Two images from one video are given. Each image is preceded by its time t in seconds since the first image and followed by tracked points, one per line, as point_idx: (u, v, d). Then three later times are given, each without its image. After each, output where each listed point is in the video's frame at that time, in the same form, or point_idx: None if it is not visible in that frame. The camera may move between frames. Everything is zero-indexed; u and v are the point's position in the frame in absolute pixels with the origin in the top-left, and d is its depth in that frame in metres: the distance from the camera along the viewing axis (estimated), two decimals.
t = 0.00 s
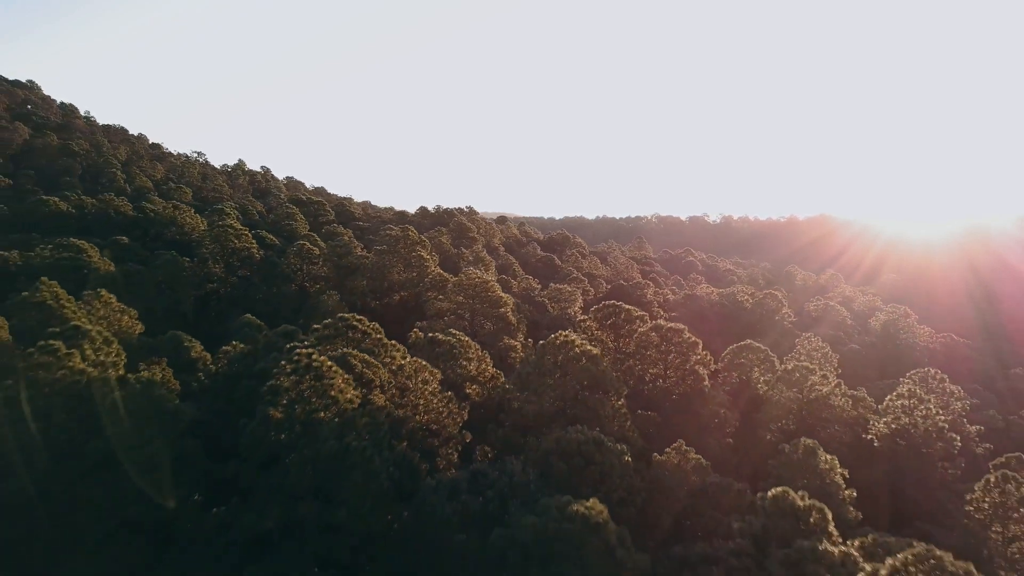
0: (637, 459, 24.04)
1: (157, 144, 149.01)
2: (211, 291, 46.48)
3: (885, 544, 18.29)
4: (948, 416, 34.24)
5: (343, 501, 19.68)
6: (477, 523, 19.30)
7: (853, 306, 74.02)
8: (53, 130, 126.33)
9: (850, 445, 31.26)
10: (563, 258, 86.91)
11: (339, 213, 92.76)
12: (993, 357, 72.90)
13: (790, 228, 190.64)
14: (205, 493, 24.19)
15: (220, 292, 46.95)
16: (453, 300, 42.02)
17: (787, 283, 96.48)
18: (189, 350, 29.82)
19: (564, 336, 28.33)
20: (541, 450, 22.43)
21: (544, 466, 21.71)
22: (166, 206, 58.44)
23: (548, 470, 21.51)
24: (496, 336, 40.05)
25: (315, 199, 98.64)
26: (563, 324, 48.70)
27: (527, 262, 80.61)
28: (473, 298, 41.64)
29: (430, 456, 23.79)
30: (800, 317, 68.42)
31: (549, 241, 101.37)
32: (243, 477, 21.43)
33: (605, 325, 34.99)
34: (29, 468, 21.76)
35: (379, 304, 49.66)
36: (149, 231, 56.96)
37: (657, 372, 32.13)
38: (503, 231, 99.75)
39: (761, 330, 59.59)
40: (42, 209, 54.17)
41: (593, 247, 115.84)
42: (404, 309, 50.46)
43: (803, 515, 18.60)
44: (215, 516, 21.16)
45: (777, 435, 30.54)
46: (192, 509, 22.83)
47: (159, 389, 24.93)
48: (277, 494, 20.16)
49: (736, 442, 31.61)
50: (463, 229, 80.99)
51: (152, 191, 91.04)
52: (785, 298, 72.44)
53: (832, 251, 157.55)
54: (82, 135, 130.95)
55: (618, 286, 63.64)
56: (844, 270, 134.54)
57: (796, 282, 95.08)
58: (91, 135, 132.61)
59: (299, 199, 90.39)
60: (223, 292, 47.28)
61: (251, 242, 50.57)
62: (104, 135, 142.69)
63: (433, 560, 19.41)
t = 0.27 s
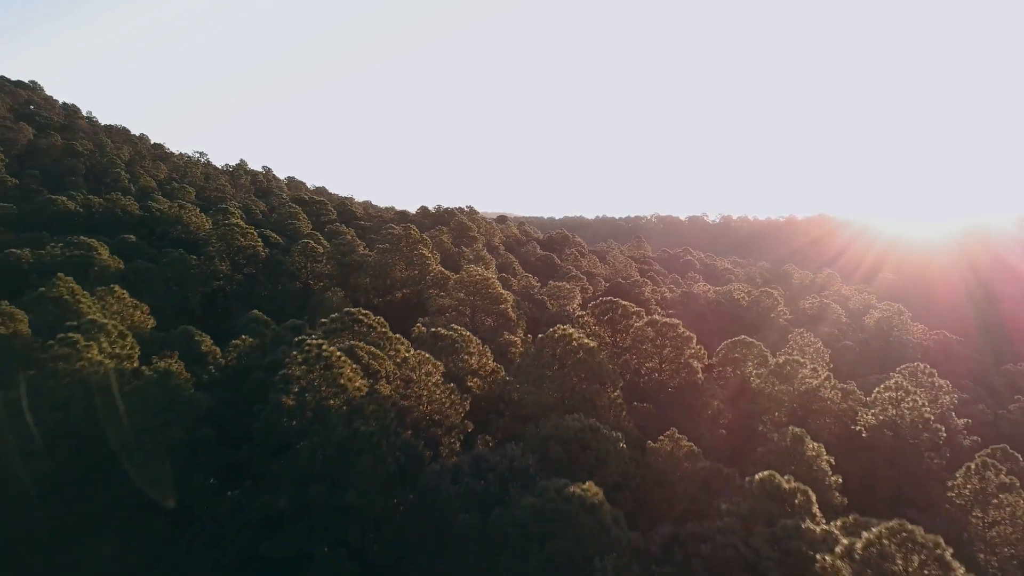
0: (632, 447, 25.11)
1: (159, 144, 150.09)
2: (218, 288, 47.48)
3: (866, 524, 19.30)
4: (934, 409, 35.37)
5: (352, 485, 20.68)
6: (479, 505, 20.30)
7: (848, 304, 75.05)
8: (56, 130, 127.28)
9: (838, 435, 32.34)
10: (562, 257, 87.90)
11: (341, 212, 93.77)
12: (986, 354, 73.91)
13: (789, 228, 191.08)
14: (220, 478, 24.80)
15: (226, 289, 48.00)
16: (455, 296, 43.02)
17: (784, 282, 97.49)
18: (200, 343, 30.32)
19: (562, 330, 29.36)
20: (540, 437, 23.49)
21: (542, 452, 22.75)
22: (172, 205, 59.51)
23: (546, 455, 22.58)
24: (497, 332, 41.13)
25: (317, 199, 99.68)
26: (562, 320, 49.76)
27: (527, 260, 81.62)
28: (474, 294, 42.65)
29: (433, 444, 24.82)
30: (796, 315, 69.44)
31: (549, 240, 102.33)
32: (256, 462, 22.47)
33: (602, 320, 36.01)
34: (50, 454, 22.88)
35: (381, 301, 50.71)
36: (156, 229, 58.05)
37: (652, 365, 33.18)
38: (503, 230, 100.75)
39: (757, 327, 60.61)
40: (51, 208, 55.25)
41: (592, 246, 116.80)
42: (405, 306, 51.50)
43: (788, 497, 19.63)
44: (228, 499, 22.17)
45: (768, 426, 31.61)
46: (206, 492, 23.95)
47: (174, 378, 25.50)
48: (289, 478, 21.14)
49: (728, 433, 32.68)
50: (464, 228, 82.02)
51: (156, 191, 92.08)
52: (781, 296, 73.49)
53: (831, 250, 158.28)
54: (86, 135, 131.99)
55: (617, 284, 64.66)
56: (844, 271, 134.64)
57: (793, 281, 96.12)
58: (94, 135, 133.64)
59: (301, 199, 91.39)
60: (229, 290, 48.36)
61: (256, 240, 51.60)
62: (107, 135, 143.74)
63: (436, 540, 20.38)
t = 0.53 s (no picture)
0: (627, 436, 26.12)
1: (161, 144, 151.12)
2: (224, 286, 48.46)
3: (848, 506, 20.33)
4: (922, 402, 36.44)
5: (360, 469, 21.77)
6: (481, 489, 21.32)
7: (843, 302, 76.13)
8: (59, 130, 128.17)
9: (828, 427, 33.37)
10: (561, 256, 88.94)
11: (343, 212, 94.81)
12: (978, 352, 75.13)
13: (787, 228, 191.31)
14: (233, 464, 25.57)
15: (232, 287, 48.97)
16: (456, 293, 44.01)
17: (781, 281, 98.54)
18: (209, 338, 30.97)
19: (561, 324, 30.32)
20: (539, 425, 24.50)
21: (541, 440, 23.78)
22: (177, 205, 60.51)
23: (545, 442, 23.59)
24: (497, 328, 42.18)
25: (319, 199, 100.74)
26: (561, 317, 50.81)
27: (526, 259, 82.66)
28: (475, 291, 43.64)
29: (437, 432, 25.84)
30: (791, 312, 70.50)
31: (548, 239, 103.34)
32: (268, 447, 23.46)
33: (600, 316, 36.93)
34: (70, 441, 24.24)
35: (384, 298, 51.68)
36: (161, 228, 59.06)
37: (648, 359, 34.18)
38: (502, 229, 101.84)
39: (753, 325, 61.63)
40: (59, 208, 56.22)
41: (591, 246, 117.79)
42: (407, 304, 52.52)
43: (775, 481, 20.62)
44: (242, 485, 23.15)
45: (760, 418, 32.61)
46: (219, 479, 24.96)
47: (190, 368, 26.00)
48: (300, 463, 22.16)
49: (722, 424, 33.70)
50: (464, 228, 83.09)
51: (159, 191, 93.06)
52: (776, 294, 74.56)
53: (829, 250, 159.13)
54: (88, 135, 132.92)
55: (615, 282, 65.71)
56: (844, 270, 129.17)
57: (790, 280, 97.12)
58: (97, 135, 134.56)
59: (303, 198, 92.41)
60: (235, 287, 49.29)
61: (261, 238, 52.58)
62: (109, 135, 144.67)
63: (440, 522, 21.37)
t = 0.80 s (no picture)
0: (623, 422, 27.32)
1: (164, 144, 152.41)
2: (231, 284, 49.68)
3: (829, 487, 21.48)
4: (908, 395, 37.68)
5: (369, 451, 23.10)
6: (483, 471, 22.48)
7: (839, 300, 77.19)
8: (64, 131, 129.34)
9: (817, 417, 34.62)
10: (561, 255, 90.05)
11: (345, 212, 95.97)
12: (972, 350, 76.07)
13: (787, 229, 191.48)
14: (249, 449, 26.37)
15: (238, 285, 50.17)
16: (458, 290, 45.22)
17: (779, 280, 99.68)
18: (220, 333, 31.88)
19: (559, 318, 31.42)
20: (538, 412, 25.67)
21: (540, 426, 24.94)
22: (184, 205, 61.77)
23: (544, 429, 24.81)
24: (497, 324, 43.44)
25: (322, 199, 101.93)
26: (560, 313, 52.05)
27: (527, 258, 83.77)
28: (476, 288, 44.91)
29: (440, 420, 26.93)
30: (787, 310, 71.64)
31: (548, 239, 104.44)
32: (281, 432, 24.61)
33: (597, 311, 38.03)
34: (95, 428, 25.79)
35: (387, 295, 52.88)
36: (169, 227, 60.31)
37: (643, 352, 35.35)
38: (503, 229, 102.92)
39: (749, 321, 62.84)
40: (69, 207, 57.47)
41: (591, 245, 119.00)
42: (410, 301, 53.67)
43: (760, 463, 21.80)
44: (256, 469, 24.25)
45: (750, 408, 33.91)
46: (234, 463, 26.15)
47: (205, 359, 27.06)
48: (312, 447, 23.44)
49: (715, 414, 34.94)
50: (465, 227, 84.22)
51: (164, 191, 94.26)
52: (773, 292, 75.66)
53: (827, 250, 160.12)
54: (92, 135, 134.13)
55: (613, 281, 66.86)
56: (843, 271, 130.25)
57: (787, 279, 98.28)
58: (100, 136, 135.75)
59: (306, 199, 93.54)
60: (241, 284, 50.49)
61: (267, 236, 53.70)
62: (113, 135, 145.96)
63: (444, 502, 22.46)
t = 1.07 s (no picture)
0: (619, 412, 28.33)
1: (167, 144, 153.45)
2: (236, 282, 50.76)
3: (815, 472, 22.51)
4: (897, 389, 38.76)
5: (376, 438, 24.20)
6: (485, 457, 23.52)
7: (835, 299, 78.17)
8: (68, 131, 130.29)
9: (808, 409, 35.69)
10: (561, 254, 91.01)
11: (347, 211, 96.94)
12: (967, 348, 76.97)
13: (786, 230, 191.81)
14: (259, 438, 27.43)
15: (243, 283, 51.23)
16: (459, 287, 46.25)
17: (776, 279, 100.65)
18: (227, 327, 32.49)
19: (558, 313, 32.36)
20: (537, 402, 26.67)
21: (539, 415, 25.88)
22: (189, 204, 62.81)
23: (543, 418, 25.81)
24: (497, 321, 44.51)
25: (324, 198, 102.86)
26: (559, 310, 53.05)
27: (526, 257, 84.69)
28: (477, 286, 45.94)
29: (443, 411, 27.94)
30: (783, 308, 72.61)
31: (548, 239, 105.32)
32: (290, 421, 25.55)
33: (594, 307, 38.81)
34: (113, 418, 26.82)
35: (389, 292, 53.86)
36: (175, 226, 61.34)
37: (639, 347, 36.36)
38: (503, 229, 103.80)
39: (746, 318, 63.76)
40: (77, 206, 58.50)
41: (590, 245, 120.02)
42: (411, 298, 54.66)
43: (749, 450, 22.84)
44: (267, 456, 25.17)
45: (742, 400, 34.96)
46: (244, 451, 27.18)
47: (216, 352, 28.10)
48: (320, 435, 24.49)
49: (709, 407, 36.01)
50: (466, 227, 85.16)
51: (167, 190, 95.22)
52: (770, 291, 76.65)
53: (826, 250, 160.81)
54: (95, 136, 135.08)
55: (611, 279, 67.82)
56: (843, 271, 127.78)
57: (784, 278, 99.25)
58: (103, 136, 136.70)
59: (308, 199, 94.51)
60: (246, 282, 51.53)
61: (271, 235, 54.64)
62: (116, 136, 146.96)
63: (448, 487, 23.48)
